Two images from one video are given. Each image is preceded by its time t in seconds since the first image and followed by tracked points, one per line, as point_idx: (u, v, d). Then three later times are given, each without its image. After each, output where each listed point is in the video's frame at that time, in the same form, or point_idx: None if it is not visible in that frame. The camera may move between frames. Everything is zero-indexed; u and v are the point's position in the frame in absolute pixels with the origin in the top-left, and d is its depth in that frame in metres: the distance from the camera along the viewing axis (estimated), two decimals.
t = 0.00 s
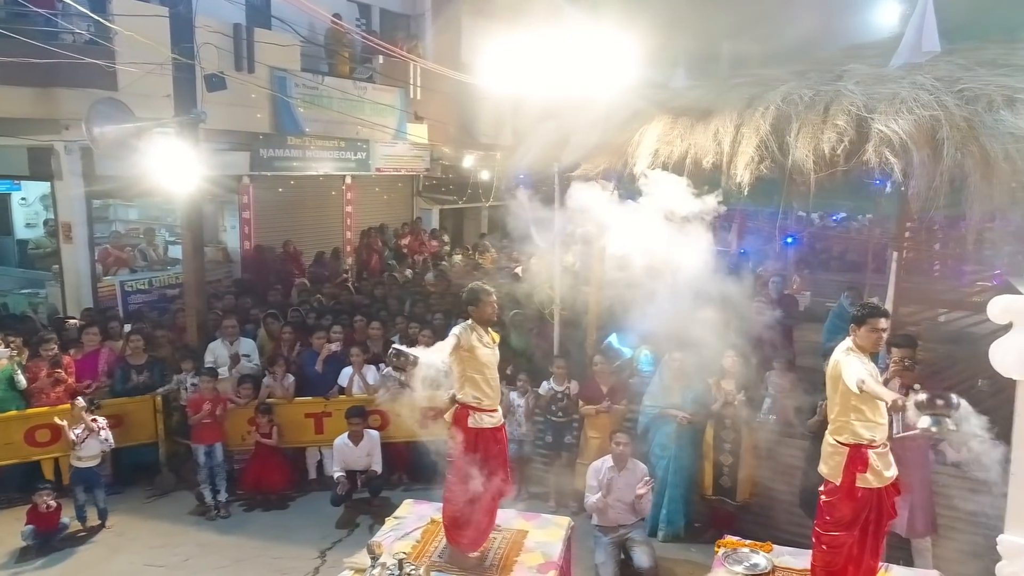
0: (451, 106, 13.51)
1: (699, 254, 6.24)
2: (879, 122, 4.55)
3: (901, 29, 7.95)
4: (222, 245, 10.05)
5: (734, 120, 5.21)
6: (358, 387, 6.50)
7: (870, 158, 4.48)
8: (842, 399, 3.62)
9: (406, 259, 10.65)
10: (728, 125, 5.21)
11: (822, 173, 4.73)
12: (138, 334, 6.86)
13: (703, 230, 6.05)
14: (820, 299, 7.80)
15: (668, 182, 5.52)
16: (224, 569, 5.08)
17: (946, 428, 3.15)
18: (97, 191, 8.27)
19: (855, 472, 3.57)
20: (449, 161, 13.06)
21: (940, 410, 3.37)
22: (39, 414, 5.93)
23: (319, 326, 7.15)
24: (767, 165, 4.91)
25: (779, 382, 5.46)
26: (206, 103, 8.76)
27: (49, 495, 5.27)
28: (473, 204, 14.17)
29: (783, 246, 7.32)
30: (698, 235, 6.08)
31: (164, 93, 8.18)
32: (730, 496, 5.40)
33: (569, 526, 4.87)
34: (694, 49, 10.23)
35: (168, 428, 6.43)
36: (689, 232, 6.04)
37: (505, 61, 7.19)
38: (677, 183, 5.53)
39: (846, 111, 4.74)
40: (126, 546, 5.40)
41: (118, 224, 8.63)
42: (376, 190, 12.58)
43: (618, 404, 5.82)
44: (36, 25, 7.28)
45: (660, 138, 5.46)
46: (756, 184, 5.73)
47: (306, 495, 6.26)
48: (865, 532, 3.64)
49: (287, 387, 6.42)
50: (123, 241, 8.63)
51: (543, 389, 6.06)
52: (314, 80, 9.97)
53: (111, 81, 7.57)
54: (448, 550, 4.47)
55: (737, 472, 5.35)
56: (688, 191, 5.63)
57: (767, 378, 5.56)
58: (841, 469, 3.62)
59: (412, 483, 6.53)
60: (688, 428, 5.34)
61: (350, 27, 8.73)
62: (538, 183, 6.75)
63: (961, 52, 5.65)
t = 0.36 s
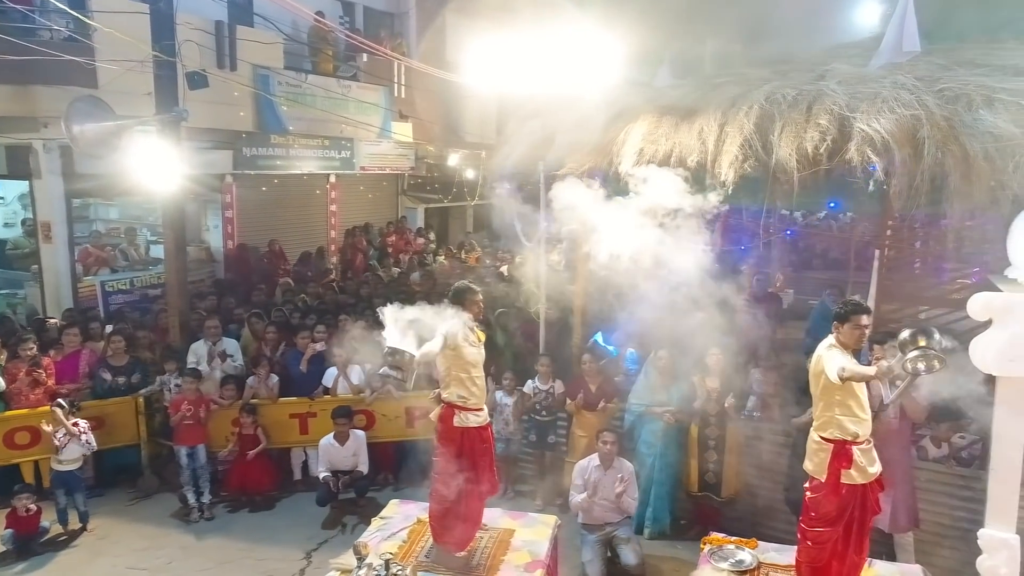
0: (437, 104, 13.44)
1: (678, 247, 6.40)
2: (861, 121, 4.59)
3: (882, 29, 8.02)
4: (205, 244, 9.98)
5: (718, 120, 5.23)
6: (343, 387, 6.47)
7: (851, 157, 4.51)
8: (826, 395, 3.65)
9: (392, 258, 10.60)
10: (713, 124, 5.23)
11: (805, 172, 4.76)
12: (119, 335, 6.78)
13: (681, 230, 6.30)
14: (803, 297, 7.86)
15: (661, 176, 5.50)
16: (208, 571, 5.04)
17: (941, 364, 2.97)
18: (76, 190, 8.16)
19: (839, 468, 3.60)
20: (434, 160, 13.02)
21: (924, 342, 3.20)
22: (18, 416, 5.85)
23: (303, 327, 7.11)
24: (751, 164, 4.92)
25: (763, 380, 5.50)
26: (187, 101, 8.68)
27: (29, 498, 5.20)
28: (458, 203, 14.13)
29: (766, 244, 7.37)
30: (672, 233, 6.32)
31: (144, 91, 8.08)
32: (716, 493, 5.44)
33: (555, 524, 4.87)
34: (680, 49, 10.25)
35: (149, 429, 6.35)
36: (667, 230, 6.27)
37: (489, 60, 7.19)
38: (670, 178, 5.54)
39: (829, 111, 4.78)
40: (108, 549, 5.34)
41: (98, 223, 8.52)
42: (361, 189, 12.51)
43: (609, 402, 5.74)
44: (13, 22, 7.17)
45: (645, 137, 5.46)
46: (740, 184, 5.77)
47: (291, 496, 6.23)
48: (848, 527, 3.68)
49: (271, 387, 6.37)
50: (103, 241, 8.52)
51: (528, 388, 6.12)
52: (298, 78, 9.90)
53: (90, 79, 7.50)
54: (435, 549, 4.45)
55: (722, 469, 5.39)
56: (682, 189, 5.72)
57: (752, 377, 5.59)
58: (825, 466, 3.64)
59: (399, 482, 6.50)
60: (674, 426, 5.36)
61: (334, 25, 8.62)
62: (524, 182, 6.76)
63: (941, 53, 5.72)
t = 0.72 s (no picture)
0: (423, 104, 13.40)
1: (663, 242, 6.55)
2: (845, 121, 4.62)
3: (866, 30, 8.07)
4: (190, 244, 9.79)
5: (705, 119, 5.23)
6: (331, 388, 6.44)
7: (837, 157, 4.54)
8: (813, 392, 3.68)
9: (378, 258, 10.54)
10: (699, 123, 5.23)
11: (790, 172, 4.80)
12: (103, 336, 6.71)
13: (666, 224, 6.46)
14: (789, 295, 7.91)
15: (654, 174, 5.50)
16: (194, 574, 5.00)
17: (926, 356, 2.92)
18: (58, 190, 8.06)
19: (826, 465, 3.62)
20: (421, 159, 12.96)
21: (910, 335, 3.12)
22: None
23: (290, 327, 7.07)
24: (738, 164, 4.95)
25: (750, 378, 5.53)
26: (171, 100, 8.59)
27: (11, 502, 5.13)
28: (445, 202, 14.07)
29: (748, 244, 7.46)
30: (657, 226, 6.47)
31: (127, 89, 8.00)
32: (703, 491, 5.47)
33: (544, 524, 4.87)
34: (666, 49, 10.27)
35: (134, 431, 6.28)
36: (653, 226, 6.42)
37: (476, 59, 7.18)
38: (662, 172, 5.54)
39: (814, 111, 4.81)
40: (92, 553, 5.27)
41: (80, 223, 8.40)
42: (347, 188, 12.44)
43: (599, 401, 5.74)
44: None
45: (632, 136, 5.43)
46: (726, 183, 5.79)
47: (278, 497, 6.19)
48: (835, 524, 3.70)
49: (258, 388, 6.32)
50: (85, 240, 8.42)
51: (515, 388, 6.12)
52: (283, 77, 9.85)
53: (72, 77, 7.42)
54: (424, 550, 4.44)
55: (709, 467, 5.41)
56: (677, 184, 5.78)
57: (739, 375, 5.62)
58: (812, 464, 3.66)
59: (387, 483, 6.47)
60: (662, 424, 5.38)
61: (320, 23, 8.52)
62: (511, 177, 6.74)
63: (924, 53, 5.78)
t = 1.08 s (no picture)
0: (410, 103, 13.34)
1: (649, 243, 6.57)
2: (831, 121, 4.64)
3: (851, 31, 8.12)
4: (174, 244, 9.73)
5: (692, 119, 5.22)
6: (318, 389, 6.41)
7: (823, 157, 4.58)
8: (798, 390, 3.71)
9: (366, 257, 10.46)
10: (686, 123, 5.22)
11: (777, 171, 4.84)
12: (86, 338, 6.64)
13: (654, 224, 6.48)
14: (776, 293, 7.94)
15: (642, 172, 5.49)
16: None
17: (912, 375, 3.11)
18: (40, 190, 7.97)
19: (813, 462, 3.64)
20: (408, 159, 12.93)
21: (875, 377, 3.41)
22: None
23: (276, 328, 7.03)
24: (725, 163, 4.97)
25: (737, 377, 5.54)
26: (155, 98, 8.50)
27: None
28: (433, 202, 14.02)
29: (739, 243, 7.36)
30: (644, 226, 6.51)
31: (110, 88, 7.91)
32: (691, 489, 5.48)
33: (533, 523, 4.87)
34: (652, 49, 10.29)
35: (117, 434, 6.22)
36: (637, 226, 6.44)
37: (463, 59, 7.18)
38: (648, 171, 5.54)
39: (800, 111, 4.83)
40: (76, 557, 5.21)
41: (63, 223, 8.30)
42: (334, 188, 12.36)
43: (589, 400, 5.72)
44: None
45: (620, 136, 5.38)
46: (713, 183, 5.80)
47: (264, 500, 6.15)
48: (823, 521, 3.72)
49: (244, 390, 6.28)
50: (68, 241, 8.33)
51: (503, 387, 6.11)
52: (269, 76, 9.79)
53: (54, 76, 7.35)
54: (413, 551, 4.43)
55: (697, 464, 5.43)
56: (663, 183, 5.80)
57: (726, 374, 5.63)
58: (797, 460, 3.70)
59: (375, 484, 6.44)
60: (650, 423, 5.40)
61: (307, 22, 8.45)
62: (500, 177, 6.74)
63: (907, 53, 5.83)
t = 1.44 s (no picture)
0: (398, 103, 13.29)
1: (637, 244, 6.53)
2: (817, 121, 4.67)
3: (838, 32, 8.17)
4: (160, 244, 9.72)
5: (680, 119, 5.23)
6: (306, 390, 6.38)
7: (810, 156, 4.61)
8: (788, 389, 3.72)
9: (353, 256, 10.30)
10: (674, 123, 5.22)
11: (763, 170, 4.86)
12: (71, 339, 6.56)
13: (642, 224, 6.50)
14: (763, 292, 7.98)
15: (630, 172, 5.51)
16: None
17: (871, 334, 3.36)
18: (22, 189, 7.87)
19: (802, 459, 3.66)
20: (395, 159, 12.91)
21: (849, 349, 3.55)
22: None
23: (264, 329, 7.00)
24: (712, 163, 4.99)
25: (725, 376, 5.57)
26: (139, 98, 8.43)
27: None
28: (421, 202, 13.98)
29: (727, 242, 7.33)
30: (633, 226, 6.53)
31: (94, 87, 7.83)
32: (680, 487, 5.50)
33: (522, 523, 4.87)
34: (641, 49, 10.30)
35: (103, 436, 6.17)
36: (629, 229, 6.55)
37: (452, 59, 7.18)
38: (636, 171, 5.56)
39: (787, 111, 4.85)
40: (61, 561, 5.16)
41: (47, 224, 8.18)
42: (321, 188, 12.30)
43: (579, 400, 5.74)
44: None
45: (608, 136, 5.38)
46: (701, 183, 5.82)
47: (252, 502, 6.11)
48: (811, 519, 3.74)
49: (232, 391, 6.24)
50: (52, 241, 8.22)
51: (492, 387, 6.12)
52: (256, 75, 9.75)
53: (37, 74, 7.26)
54: (402, 552, 4.42)
55: (685, 462, 5.45)
56: (651, 183, 5.81)
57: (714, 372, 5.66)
58: (786, 457, 3.71)
59: (364, 484, 6.42)
60: (639, 422, 5.41)
61: (295, 21, 8.38)
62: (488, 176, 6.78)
63: (892, 54, 5.88)
